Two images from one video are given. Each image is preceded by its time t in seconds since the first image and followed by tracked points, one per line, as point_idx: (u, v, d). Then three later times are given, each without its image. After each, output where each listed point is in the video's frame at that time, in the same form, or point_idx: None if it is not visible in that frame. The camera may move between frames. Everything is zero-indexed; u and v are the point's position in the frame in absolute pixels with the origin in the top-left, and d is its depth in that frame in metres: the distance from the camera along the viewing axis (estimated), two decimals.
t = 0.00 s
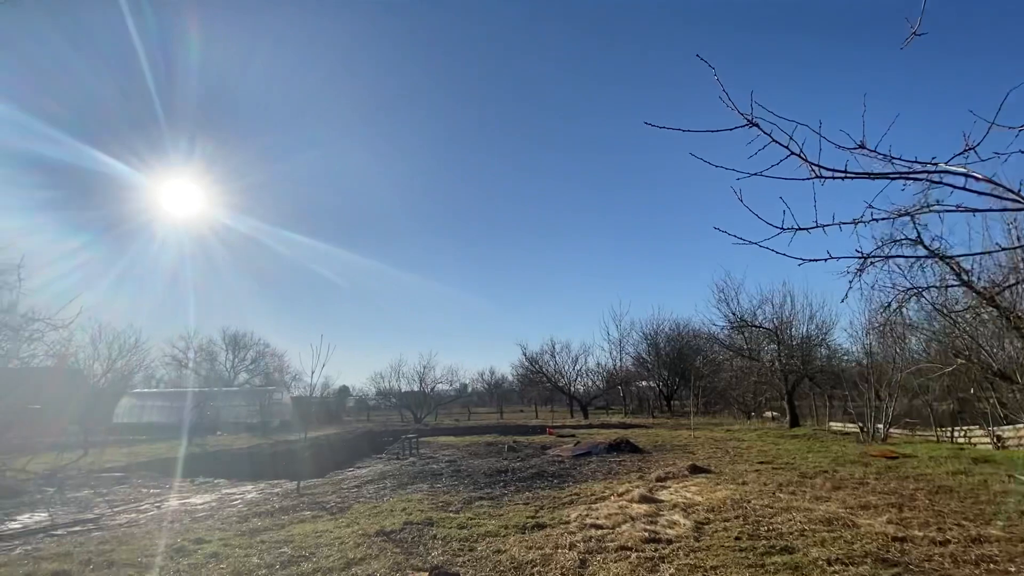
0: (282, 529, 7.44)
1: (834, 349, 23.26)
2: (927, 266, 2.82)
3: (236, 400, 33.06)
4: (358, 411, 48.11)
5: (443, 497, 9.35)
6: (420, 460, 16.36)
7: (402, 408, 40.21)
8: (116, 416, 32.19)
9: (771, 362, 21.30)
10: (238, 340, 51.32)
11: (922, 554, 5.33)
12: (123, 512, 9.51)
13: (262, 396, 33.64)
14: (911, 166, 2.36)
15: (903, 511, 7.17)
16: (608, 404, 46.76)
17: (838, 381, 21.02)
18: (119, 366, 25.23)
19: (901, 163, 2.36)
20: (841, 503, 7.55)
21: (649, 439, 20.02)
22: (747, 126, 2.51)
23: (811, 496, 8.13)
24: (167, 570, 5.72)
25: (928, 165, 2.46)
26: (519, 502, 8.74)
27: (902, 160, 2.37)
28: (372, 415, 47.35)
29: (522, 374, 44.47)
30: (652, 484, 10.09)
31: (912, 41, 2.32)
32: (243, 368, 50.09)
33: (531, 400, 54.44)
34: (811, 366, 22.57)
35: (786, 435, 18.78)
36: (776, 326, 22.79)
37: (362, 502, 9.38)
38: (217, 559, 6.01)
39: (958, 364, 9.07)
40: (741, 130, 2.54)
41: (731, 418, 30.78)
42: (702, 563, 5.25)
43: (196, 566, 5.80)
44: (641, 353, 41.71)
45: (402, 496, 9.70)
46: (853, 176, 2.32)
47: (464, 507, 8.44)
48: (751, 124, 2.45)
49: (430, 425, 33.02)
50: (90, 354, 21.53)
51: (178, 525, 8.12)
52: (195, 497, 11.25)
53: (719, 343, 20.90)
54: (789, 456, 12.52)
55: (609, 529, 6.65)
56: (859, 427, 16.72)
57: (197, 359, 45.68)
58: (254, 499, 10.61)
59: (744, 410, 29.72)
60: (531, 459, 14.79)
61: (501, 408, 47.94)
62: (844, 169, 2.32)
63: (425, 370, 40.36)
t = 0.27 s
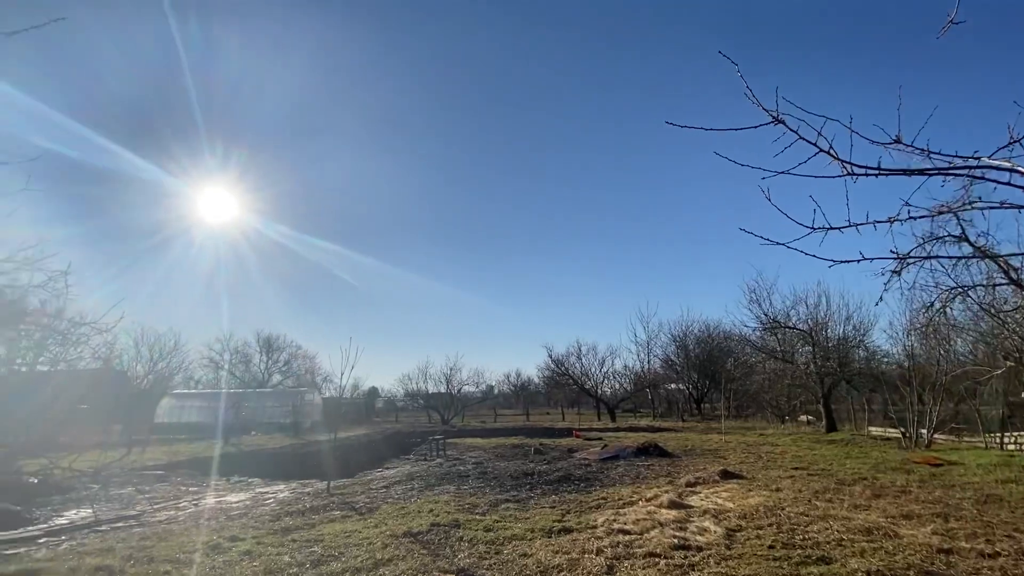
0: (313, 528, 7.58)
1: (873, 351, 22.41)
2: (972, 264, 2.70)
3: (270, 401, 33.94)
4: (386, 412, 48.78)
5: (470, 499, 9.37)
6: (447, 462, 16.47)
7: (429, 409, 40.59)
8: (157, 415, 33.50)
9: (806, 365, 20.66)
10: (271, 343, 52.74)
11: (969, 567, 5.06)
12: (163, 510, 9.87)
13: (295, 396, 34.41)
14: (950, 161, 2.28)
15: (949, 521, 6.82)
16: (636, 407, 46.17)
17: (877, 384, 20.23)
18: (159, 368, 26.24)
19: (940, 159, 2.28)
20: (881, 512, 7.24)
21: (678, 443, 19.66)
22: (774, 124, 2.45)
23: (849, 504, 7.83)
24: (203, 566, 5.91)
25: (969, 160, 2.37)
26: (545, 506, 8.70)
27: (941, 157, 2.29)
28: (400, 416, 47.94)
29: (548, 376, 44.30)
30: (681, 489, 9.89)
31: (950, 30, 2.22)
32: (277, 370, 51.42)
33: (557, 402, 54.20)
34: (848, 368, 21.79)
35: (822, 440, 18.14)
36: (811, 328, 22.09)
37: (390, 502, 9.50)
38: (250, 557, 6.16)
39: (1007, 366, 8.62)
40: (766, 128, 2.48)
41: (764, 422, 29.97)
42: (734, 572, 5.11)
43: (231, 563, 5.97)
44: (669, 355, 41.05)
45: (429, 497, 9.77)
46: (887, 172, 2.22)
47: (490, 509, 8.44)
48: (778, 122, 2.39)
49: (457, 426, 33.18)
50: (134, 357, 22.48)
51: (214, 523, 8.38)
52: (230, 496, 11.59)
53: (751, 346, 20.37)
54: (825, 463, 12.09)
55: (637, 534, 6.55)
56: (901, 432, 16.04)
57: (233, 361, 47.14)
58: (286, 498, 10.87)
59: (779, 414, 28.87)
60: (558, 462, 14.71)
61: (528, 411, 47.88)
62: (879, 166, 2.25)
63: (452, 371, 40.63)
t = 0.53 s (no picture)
0: (344, 526, 7.75)
1: (916, 352, 21.51)
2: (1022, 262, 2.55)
3: (304, 402, 34.80)
4: (415, 413, 49.40)
5: (497, 500, 9.41)
6: (475, 463, 16.57)
7: (458, 410, 40.90)
8: (197, 415, 34.79)
9: (844, 367, 19.97)
10: (304, 345, 54.12)
11: None
12: (202, 506, 10.25)
13: (327, 397, 35.17)
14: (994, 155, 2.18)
15: (1000, 531, 6.48)
16: (666, 409, 45.48)
17: (921, 387, 19.40)
18: (199, 369, 27.25)
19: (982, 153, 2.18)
20: (926, 521, 6.93)
21: (710, 446, 19.26)
22: (798, 121, 2.31)
23: (891, 512, 7.51)
24: (240, 562, 6.10)
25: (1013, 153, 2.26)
26: (573, 508, 8.65)
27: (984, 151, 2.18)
28: (429, 417, 48.48)
29: (576, 378, 44.07)
30: (713, 494, 9.68)
31: (987, 17, 2.12)
32: (310, 371, 52.72)
33: (586, 404, 53.85)
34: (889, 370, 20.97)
35: (863, 445, 17.49)
36: (849, 328, 21.35)
37: (419, 503, 9.61)
38: (285, 554, 6.33)
39: None
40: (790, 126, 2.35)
41: (800, 426, 29.08)
42: None
43: (266, 560, 6.14)
44: (699, 356, 40.25)
45: (457, 498, 9.84)
46: (927, 169, 2.13)
47: (518, 511, 8.44)
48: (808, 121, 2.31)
49: (485, 427, 33.34)
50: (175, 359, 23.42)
51: (251, 520, 8.64)
52: (266, 493, 11.94)
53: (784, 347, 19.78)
54: (865, 468, 11.64)
55: (667, 539, 6.44)
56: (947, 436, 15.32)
57: (268, 362, 48.57)
58: (319, 497, 11.13)
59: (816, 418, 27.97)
60: (586, 465, 14.60)
61: (555, 412, 47.73)
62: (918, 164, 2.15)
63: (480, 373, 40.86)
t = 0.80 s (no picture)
0: (375, 525, 7.89)
1: (963, 353, 20.55)
2: None
3: (335, 402, 35.53)
4: (443, 414, 49.84)
5: (525, 502, 9.41)
6: (502, 464, 16.62)
7: (485, 411, 41.07)
8: (235, 414, 35.96)
9: (883, 368, 19.23)
10: (335, 347, 55.30)
11: None
12: (240, 503, 10.60)
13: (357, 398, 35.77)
14: None
15: None
16: (696, 411, 44.65)
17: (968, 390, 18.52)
18: (236, 370, 28.18)
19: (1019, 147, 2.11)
20: (974, 530, 6.61)
21: (742, 450, 18.82)
22: (825, 118, 2.26)
23: (936, 520, 7.20)
24: (276, 558, 6.28)
25: None
26: (601, 511, 8.58)
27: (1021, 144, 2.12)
28: (457, 418, 48.86)
29: (603, 379, 43.70)
30: (746, 498, 9.46)
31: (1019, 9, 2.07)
32: (340, 372, 53.83)
33: (613, 406, 53.34)
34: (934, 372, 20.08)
35: (905, 449, 16.79)
36: (889, 328, 20.54)
37: (447, 503, 9.70)
38: (318, 551, 6.49)
39: None
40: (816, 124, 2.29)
41: (838, 429, 28.12)
42: None
43: (300, 556, 6.30)
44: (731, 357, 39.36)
45: (485, 499, 9.89)
46: (961, 165, 2.08)
47: (546, 513, 8.43)
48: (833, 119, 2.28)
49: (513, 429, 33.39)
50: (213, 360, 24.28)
51: (286, 517, 8.89)
52: (299, 492, 12.26)
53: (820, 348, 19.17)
54: (908, 474, 11.17)
55: (698, 544, 6.33)
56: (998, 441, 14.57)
57: (301, 364, 49.80)
58: (350, 495, 11.35)
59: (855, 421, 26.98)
60: (614, 467, 14.47)
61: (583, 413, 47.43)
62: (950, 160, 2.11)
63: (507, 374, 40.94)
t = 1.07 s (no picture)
0: (404, 524, 8.00)
1: (1011, 353, 19.57)
2: None
3: (364, 402, 36.12)
4: (470, 415, 50.13)
5: (552, 503, 9.39)
6: (529, 465, 16.61)
7: (511, 412, 41.12)
8: (268, 414, 36.99)
9: (925, 369, 18.47)
10: (363, 348, 56.27)
11: None
12: (274, 501, 10.90)
13: (385, 399, 36.24)
14: None
15: None
16: (726, 413, 43.76)
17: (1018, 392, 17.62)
18: (269, 372, 28.99)
19: None
20: None
21: (775, 453, 18.35)
22: (860, 114, 2.21)
23: (984, 528, 6.88)
24: (308, 555, 6.43)
25: None
26: (629, 514, 8.50)
27: None
28: (483, 419, 49.07)
29: (630, 380, 43.22)
30: (779, 503, 9.21)
31: None
32: (369, 373, 54.75)
33: (641, 407, 52.69)
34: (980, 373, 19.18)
35: (950, 454, 16.08)
36: (930, 326, 19.74)
37: (475, 503, 9.76)
38: (349, 549, 6.61)
39: None
40: (851, 120, 2.24)
41: (877, 433, 27.11)
42: None
43: (332, 554, 6.43)
44: (762, 358, 38.41)
45: (512, 500, 9.90)
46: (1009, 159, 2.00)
47: (573, 515, 8.39)
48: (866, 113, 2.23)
49: (539, 430, 33.32)
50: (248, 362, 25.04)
51: (318, 515, 9.09)
52: (330, 491, 12.52)
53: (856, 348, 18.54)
54: (953, 479, 10.69)
55: (730, 549, 6.20)
56: None
57: (331, 366, 50.83)
58: (380, 495, 11.53)
59: (895, 425, 25.99)
60: (642, 470, 14.29)
61: (609, 415, 47.02)
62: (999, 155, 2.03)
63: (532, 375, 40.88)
